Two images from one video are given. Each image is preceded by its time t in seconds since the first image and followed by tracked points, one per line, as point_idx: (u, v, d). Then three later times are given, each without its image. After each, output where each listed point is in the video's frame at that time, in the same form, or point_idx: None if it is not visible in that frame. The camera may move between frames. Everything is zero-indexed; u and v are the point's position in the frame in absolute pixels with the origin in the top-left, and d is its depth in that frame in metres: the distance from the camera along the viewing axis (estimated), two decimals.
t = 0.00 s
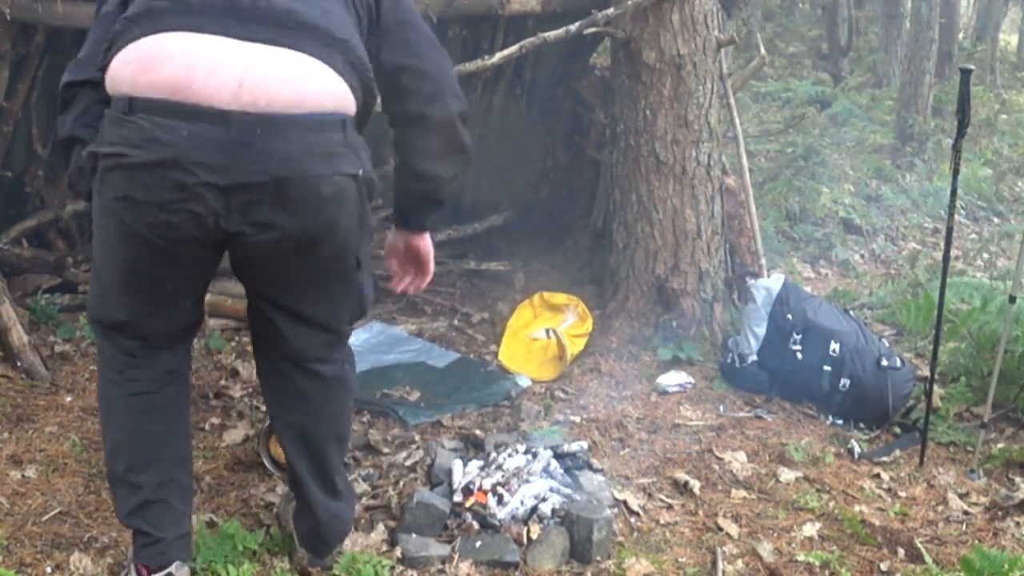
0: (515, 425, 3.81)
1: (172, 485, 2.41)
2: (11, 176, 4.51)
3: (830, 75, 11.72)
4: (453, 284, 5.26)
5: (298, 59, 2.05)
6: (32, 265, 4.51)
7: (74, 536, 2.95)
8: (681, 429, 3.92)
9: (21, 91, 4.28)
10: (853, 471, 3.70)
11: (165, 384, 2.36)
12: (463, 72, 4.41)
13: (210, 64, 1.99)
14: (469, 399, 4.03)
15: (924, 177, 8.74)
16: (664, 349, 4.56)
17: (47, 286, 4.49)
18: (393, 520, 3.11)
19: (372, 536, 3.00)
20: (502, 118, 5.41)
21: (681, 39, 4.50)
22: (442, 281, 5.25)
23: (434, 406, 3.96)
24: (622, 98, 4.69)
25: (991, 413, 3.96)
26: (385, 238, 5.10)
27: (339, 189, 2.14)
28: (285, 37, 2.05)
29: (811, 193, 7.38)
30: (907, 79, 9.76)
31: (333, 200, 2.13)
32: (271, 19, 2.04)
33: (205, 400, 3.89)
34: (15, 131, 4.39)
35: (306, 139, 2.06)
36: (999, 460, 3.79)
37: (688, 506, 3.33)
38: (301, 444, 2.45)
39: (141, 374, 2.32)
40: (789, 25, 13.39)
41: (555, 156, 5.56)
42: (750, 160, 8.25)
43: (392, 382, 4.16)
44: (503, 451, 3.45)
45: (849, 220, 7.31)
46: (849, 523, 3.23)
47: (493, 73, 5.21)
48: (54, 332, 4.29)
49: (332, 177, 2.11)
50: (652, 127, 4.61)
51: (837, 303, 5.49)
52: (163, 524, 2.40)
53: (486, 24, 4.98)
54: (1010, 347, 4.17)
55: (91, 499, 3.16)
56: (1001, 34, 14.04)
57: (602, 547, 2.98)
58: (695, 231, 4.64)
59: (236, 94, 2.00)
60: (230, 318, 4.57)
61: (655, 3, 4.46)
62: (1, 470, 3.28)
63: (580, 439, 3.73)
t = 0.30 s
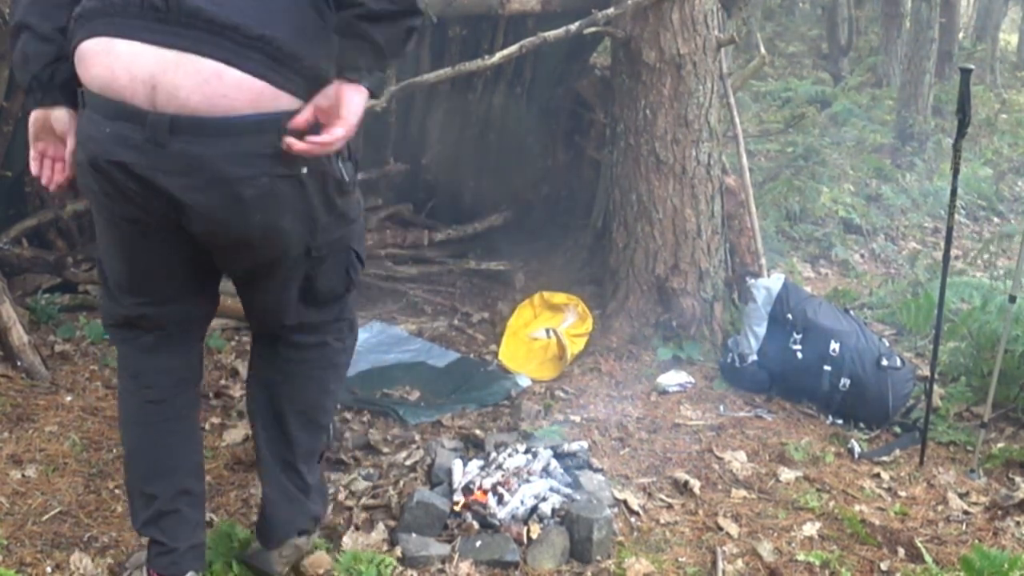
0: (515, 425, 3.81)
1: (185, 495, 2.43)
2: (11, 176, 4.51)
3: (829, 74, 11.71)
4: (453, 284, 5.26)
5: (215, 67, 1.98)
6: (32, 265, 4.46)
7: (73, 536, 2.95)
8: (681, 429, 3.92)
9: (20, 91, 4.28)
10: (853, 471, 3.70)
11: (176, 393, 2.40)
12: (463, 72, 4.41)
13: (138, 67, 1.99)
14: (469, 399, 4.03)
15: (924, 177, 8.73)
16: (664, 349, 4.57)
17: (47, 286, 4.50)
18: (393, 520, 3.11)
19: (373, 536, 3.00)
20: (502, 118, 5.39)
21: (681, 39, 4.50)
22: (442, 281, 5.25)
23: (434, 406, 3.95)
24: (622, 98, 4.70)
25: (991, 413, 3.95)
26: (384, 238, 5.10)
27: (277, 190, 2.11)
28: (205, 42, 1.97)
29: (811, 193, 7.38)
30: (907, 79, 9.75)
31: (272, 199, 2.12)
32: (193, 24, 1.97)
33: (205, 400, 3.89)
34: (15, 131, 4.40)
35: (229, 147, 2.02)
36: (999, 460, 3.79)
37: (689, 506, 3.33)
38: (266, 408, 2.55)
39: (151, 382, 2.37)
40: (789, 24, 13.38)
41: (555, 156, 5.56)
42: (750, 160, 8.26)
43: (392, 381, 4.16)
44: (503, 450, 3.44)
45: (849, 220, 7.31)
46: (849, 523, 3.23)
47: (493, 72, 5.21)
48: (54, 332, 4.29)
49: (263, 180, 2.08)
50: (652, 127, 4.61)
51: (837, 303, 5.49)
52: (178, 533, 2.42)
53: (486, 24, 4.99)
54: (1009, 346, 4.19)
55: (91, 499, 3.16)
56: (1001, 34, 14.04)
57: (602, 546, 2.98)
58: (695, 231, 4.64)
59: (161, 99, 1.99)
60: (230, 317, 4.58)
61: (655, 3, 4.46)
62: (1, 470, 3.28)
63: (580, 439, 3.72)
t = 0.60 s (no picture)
0: (515, 425, 3.81)
1: (202, 495, 2.48)
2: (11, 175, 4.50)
3: (829, 74, 11.71)
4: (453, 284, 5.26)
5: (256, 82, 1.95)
6: (31, 265, 4.46)
7: (73, 536, 2.95)
8: (681, 429, 3.92)
9: (20, 90, 4.27)
10: (853, 471, 3.70)
11: (211, 395, 2.43)
12: (464, 72, 4.41)
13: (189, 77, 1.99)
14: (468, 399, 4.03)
15: (924, 177, 8.74)
16: (664, 349, 4.57)
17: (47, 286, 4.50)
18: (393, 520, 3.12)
19: (373, 537, 3.01)
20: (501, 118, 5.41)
21: (681, 39, 4.51)
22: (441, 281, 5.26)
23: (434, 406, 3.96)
24: (622, 98, 4.69)
25: (990, 413, 3.95)
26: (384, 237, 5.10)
27: (314, 207, 2.01)
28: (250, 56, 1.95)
29: (811, 193, 7.39)
30: (907, 79, 9.75)
31: (315, 219, 2.03)
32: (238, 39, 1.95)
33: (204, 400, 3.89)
34: (16, 131, 4.40)
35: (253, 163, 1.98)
36: (999, 460, 3.79)
37: (688, 506, 3.33)
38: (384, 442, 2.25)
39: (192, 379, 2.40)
40: (789, 25, 13.38)
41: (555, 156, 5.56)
42: (750, 160, 8.28)
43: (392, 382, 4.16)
44: (503, 451, 3.46)
45: (849, 220, 7.31)
46: (849, 523, 3.23)
47: (493, 73, 5.23)
48: (53, 332, 4.30)
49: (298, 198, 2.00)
50: (652, 127, 4.61)
51: (837, 303, 5.49)
52: (187, 532, 2.47)
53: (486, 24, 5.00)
54: (1009, 346, 4.19)
55: (91, 499, 3.16)
56: (1001, 34, 14.03)
57: (602, 546, 2.98)
58: (695, 231, 4.64)
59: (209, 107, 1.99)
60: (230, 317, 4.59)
61: (655, 3, 4.46)
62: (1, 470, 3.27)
63: (580, 439, 3.72)
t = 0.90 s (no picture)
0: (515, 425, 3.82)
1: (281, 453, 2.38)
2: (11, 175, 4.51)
3: (829, 74, 11.72)
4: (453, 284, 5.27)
5: (354, 104, 1.95)
6: (31, 265, 4.47)
7: (73, 535, 2.95)
8: (681, 429, 3.92)
9: (21, 91, 4.28)
10: (853, 471, 3.70)
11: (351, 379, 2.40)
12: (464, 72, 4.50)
13: (326, 96, 2.01)
14: (469, 399, 4.04)
15: (924, 177, 8.74)
16: (664, 349, 4.58)
17: (47, 286, 4.50)
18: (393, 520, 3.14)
19: (373, 536, 3.02)
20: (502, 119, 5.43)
21: (681, 39, 4.52)
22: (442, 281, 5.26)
23: (435, 405, 3.97)
24: (622, 98, 4.65)
25: (990, 413, 3.96)
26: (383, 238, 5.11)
27: (425, 215, 1.88)
28: (369, 86, 1.93)
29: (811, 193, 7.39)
30: (907, 79, 9.75)
31: (437, 225, 1.88)
32: (363, 71, 1.94)
33: (204, 400, 3.89)
34: (16, 131, 4.41)
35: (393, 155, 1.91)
36: (999, 460, 3.79)
37: (688, 506, 3.33)
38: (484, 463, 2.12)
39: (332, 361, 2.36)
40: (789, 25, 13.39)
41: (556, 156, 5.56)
42: (750, 160, 8.29)
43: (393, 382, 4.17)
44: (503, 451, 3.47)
45: (849, 220, 7.31)
46: (849, 523, 3.23)
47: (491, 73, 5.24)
48: (53, 332, 4.30)
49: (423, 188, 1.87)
50: (652, 127, 4.61)
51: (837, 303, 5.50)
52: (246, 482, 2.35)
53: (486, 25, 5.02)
54: (1010, 346, 4.18)
55: (91, 499, 3.16)
56: (1001, 34, 14.03)
57: (602, 547, 2.98)
58: (695, 231, 4.65)
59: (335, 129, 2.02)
60: (229, 317, 4.59)
61: (654, 3, 4.47)
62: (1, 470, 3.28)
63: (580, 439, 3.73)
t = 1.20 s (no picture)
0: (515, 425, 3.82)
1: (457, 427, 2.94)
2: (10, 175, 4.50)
3: (829, 74, 11.71)
4: (453, 284, 5.27)
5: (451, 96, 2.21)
6: (31, 265, 4.46)
7: (73, 535, 2.95)
8: (681, 429, 3.92)
9: (20, 90, 4.28)
10: (853, 471, 3.70)
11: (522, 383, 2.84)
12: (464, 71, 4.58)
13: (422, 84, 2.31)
14: (469, 399, 4.02)
15: (924, 177, 8.73)
16: (664, 349, 4.61)
17: (47, 286, 4.49)
18: (393, 520, 3.13)
19: (372, 536, 3.01)
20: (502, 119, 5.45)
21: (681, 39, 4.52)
22: (442, 280, 5.27)
23: (434, 405, 3.96)
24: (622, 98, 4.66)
25: (991, 413, 3.95)
26: (383, 237, 5.11)
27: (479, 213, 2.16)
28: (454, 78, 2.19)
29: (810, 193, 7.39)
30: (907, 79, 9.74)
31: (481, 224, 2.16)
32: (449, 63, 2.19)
33: (204, 400, 3.88)
34: (16, 131, 4.41)
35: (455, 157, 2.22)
36: (999, 460, 3.79)
37: (688, 506, 3.33)
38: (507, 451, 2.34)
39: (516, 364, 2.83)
40: (789, 25, 13.38)
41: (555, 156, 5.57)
42: (750, 160, 8.28)
43: (393, 382, 4.17)
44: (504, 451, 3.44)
45: (849, 220, 7.31)
46: (849, 523, 3.23)
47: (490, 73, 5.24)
48: (54, 332, 4.30)
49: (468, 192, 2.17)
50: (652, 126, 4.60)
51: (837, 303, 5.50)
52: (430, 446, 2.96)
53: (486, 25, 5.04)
54: (1009, 346, 4.20)
55: (91, 499, 3.16)
56: (1001, 34, 14.01)
57: (602, 546, 2.98)
58: (695, 230, 4.64)
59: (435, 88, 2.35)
60: (230, 317, 4.59)
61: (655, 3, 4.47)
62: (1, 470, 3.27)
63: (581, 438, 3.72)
